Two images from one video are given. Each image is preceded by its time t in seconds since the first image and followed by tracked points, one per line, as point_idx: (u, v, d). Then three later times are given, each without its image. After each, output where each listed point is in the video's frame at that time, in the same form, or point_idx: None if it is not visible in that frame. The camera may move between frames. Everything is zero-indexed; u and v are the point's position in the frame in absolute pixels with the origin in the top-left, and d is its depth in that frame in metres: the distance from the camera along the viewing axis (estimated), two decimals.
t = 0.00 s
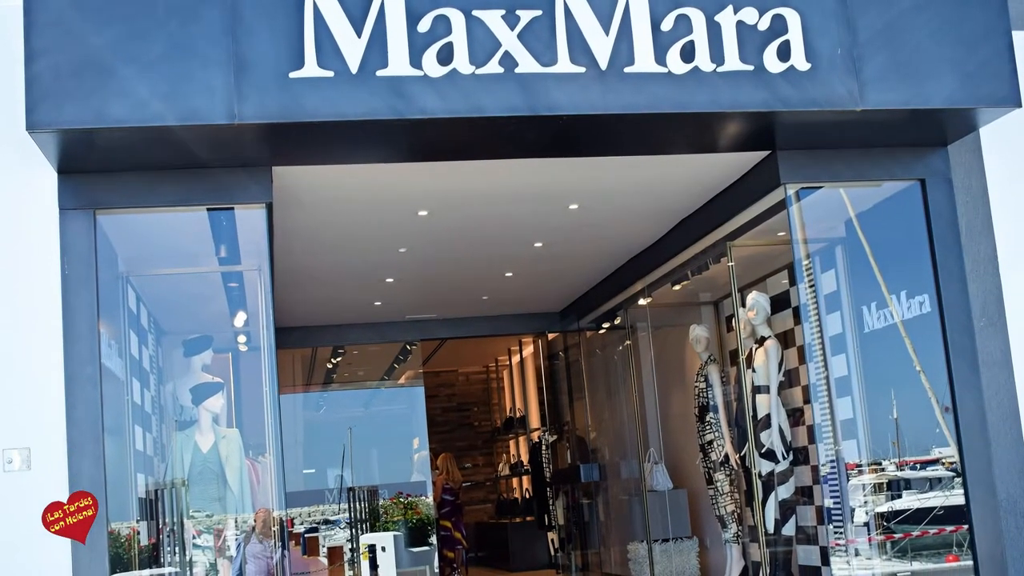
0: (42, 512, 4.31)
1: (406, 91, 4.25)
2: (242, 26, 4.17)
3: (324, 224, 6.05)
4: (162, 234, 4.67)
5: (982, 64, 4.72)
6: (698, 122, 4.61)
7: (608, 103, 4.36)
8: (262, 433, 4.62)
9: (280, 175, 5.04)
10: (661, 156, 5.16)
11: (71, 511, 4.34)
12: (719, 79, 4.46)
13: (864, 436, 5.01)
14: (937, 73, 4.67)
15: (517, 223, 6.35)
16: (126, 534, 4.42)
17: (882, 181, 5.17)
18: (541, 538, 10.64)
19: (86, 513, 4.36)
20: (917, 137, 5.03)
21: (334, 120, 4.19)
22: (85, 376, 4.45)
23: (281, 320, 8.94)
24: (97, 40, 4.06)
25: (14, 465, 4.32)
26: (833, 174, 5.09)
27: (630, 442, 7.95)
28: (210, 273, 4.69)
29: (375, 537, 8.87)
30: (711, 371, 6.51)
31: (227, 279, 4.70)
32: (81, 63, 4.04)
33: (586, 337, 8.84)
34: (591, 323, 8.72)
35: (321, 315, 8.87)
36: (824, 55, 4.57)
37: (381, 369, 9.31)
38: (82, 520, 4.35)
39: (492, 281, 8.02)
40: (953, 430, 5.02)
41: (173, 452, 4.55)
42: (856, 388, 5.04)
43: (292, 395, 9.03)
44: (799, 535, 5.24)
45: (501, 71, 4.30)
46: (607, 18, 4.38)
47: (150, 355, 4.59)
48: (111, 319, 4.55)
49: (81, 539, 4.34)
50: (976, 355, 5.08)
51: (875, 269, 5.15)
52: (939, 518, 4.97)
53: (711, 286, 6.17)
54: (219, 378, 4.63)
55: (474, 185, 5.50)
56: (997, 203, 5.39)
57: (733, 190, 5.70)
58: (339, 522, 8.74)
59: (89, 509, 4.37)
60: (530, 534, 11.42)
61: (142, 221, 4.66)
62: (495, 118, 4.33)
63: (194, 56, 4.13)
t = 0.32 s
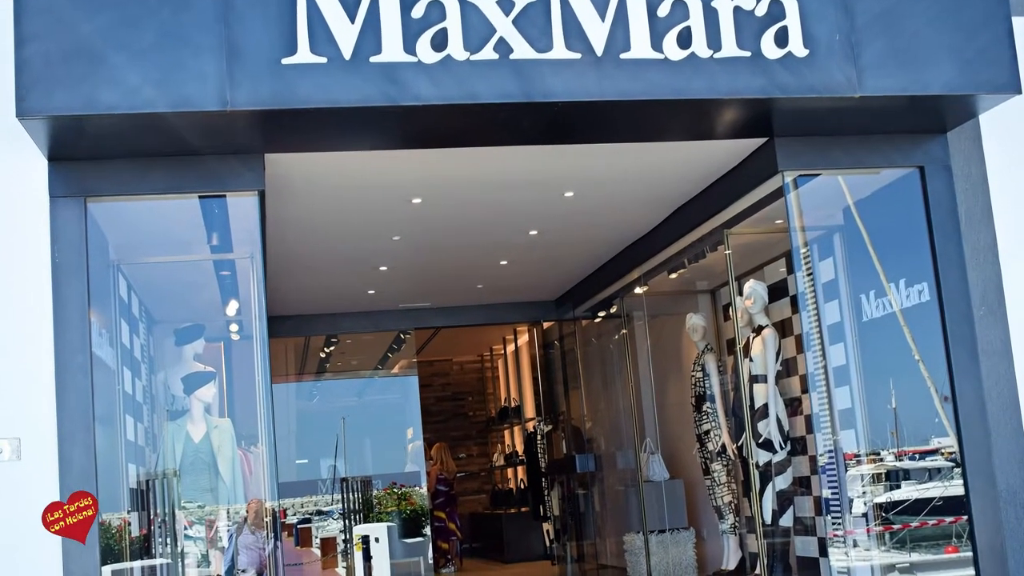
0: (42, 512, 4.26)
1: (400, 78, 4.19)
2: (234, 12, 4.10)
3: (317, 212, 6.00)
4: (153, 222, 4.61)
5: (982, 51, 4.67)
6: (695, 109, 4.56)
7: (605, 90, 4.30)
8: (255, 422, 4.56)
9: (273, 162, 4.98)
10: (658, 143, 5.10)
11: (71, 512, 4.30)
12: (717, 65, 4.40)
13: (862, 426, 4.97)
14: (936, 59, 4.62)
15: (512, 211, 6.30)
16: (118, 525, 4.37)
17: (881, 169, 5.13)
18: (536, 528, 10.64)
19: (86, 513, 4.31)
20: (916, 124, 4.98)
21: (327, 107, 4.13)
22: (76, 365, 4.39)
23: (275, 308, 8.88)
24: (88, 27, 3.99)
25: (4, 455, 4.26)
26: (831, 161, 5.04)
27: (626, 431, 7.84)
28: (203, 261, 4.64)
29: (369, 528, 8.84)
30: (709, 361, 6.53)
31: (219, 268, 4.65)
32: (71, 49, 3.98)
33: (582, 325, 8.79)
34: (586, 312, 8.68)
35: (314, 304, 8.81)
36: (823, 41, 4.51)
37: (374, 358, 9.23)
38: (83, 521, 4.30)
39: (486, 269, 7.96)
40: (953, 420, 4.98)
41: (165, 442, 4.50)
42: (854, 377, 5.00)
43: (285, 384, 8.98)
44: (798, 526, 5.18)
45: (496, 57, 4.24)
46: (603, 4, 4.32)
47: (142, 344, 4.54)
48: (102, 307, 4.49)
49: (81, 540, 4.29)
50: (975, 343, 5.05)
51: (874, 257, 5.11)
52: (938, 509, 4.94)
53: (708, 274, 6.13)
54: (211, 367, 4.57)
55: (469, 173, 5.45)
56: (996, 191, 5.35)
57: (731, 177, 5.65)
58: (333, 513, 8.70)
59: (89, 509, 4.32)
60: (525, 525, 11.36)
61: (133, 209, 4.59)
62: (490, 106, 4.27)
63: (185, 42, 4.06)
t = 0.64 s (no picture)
0: (42, 512, 4.20)
1: (393, 62, 4.12)
2: None
3: (310, 198, 5.94)
4: (143, 207, 4.54)
5: (981, 35, 4.61)
6: (692, 94, 4.50)
7: (601, 74, 4.24)
8: (246, 410, 4.52)
9: (265, 147, 4.92)
10: (654, 128, 5.05)
11: (71, 511, 4.24)
12: (713, 50, 4.34)
13: (860, 414, 4.94)
14: (935, 44, 4.57)
15: (506, 197, 6.23)
16: (108, 514, 4.30)
17: (879, 154, 5.11)
18: (530, 517, 10.61)
19: (86, 513, 4.26)
20: (914, 109, 4.94)
21: (318, 91, 4.07)
22: (66, 352, 4.33)
23: (268, 295, 8.82)
24: (77, 10, 3.92)
25: None
26: (828, 147, 5.01)
27: (621, 420, 7.82)
28: (193, 247, 4.57)
29: (362, 518, 8.77)
30: (705, 348, 6.45)
31: (210, 254, 4.59)
32: (60, 33, 3.91)
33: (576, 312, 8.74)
34: (581, 300, 8.63)
35: (306, 291, 8.75)
36: (821, 26, 4.45)
37: (367, 345, 9.18)
38: (83, 520, 4.25)
39: (479, 255, 7.89)
40: (950, 408, 4.98)
41: (155, 431, 4.43)
42: (851, 365, 4.97)
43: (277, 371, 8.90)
44: (793, 515, 5.14)
45: (490, 42, 4.18)
46: None
47: (132, 332, 4.47)
48: (93, 294, 4.43)
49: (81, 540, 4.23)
50: (975, 332, 5.03)
51: (871, 243, 5.08)
52: (937, 498, 4.92)
53: (704, 261, 6.07)
54: (202, 355, 4.52)
55: (463, 158, 5.39)
56: (994, 177, 5.30)
57: (727, 163, 5.61)
58: (325, 502, 8.65)
59: (89, 509, 4.27)
60: (519, 515, 11.32)
61: (122, 194, 4.53)
62: (484, 91, 4.21)
63: (175, 27, 4.00)
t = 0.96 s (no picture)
0: (42, 513, 4.15)
1: (385, 46, 4.06)
2: None
3: (302, 183, 5.88)
4: (133, 192, 4.47)
5: (980, 19, 4.55)
6: (689, 78, 4.45)
7: (596, 58, 4.18)
8: (237, 398, 4.44)
9: (256, 132, 4.86)
10: (650, 113, 4.99)
11: (71, 512, 4.19)
12: (710, 34, 4.28)
13: (857, 401, 4.90)
14: (934, 28, 4.51)
15: (501, 181, 6.17)
16: (97, 502, 4.24)
17: (876, 139, 5.07)
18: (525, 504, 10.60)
19: (87, 514, 4.21)
20: (911, 93, 4.89)
21: (309, 75, 4.01)
22: (55, 340, 4.27)
23: (260, 281, 8.77)
24: None
25: None
26: (825, 131, 4.97)
27: (616, 407, 7.78)
28: (183, 232, 4.51)
29: (354, 506, 8.66)
30: (700, 334, 6.38)
31: (201, 240, 4.52)
32: (48, 16, 3.84)
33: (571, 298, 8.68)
34: (576, 286, 8.57)
35: (298, 276, 8.68)
36: (819, 9, 4.39)
37: (359, 331, 9.14)
38: (83, 521, 4.19)
39: (473, 241, 7.84)
40: (949, 394, 4.94)
41: (146, 418, 4.37)
42: (848, 350, 4.94)
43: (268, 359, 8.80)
44: (791, 503, 5.19)
45: (484, 25, 4.12)
46: None
47: (122, 318, 4.41)
48: (83, 279, 4.38)
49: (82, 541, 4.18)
50: (974, 318, 5.00)
51: (870, 230, 5.04)
52: (935, 485, 4.88)
53: (700, 247, 6.03)
54: (192, 341, 4.45)
55: (457, 143, 5.33)
56: (992, 162, 5.25)
57: (722, 148, 5.57)
58: (317, 490, 8.53)
59: (90, 510, 4.22)
60: (513, 503, 11.30)
61: (112, 178, 4.46)
62: (478, 75, 4.15)
63: (164, 9, 3.93)
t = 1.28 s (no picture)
0: (42, 512, 4.10)
1: (377, 28, 4.00)
2: None
3: (293, 167, 5.80)
4: (123, 177, 4.40)
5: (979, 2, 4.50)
6: (685, 61, 4.39)
7: (590, 42, 4.12)
8: (228, 383, 4.39)
9: (247, 116, 4.81)
10: (645, 96, 4.94)
11: (71, 512, 4.14)
12: (706, 16, 4.23)
13: (854, 387, 4.87)
14: (932, 11, 4.45)
15: (495, 165, 6.10)
16: (86, 489, 4.19)
17: (873, 123, 5.02)
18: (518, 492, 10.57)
19: (86, 513, 4.16)
20: (909, 75, 4.84)
21: (299, 58, 3.95)
22: (44, 326, 4.21)
23: (251, 267, 8.70)
24: None
25: None
26: (822, 116, 4.92)
27: (610, 395, 7.73)
28: (173, 217, 4.45)
29: (345, 494, 8.64)
30: (696, 320, 6.35)
31: (191, 224, 4.46)
32: None
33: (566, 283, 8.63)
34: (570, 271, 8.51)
35: (290, 262, 8.61)
36: None
37: (351, 317, 9.02)
38: (82, 521, 4.14)
39: (467, 226, 7.78)
40: (947, 380, 4.92)
41: (136, 406, 4.32)
42: (846, 337, 4.90)
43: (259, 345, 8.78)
44: (787, 491, 5.12)
45: (477, 7, 4.06)
46: None
47: (111, 304, 4.35)
48: (72, 265, 4.32)
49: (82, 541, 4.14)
50: (971, 304, 4.97)
51: (868, 216, 5.00)
52: (933, 473, 4.85)
53: (695, 232, 5.96)
54: (183, 327, 4.40)
55: (450, 127, 5.27)
56: (989, 146, 5.20)
57: (718, 132, 5.51)
58: (308, 477, 8.56)
59: (89, 509, 4.17)
60: (506, 492, 11.27)
61: (102, 163, 4.39)
62: (471, 58, 4.10)
63: None
